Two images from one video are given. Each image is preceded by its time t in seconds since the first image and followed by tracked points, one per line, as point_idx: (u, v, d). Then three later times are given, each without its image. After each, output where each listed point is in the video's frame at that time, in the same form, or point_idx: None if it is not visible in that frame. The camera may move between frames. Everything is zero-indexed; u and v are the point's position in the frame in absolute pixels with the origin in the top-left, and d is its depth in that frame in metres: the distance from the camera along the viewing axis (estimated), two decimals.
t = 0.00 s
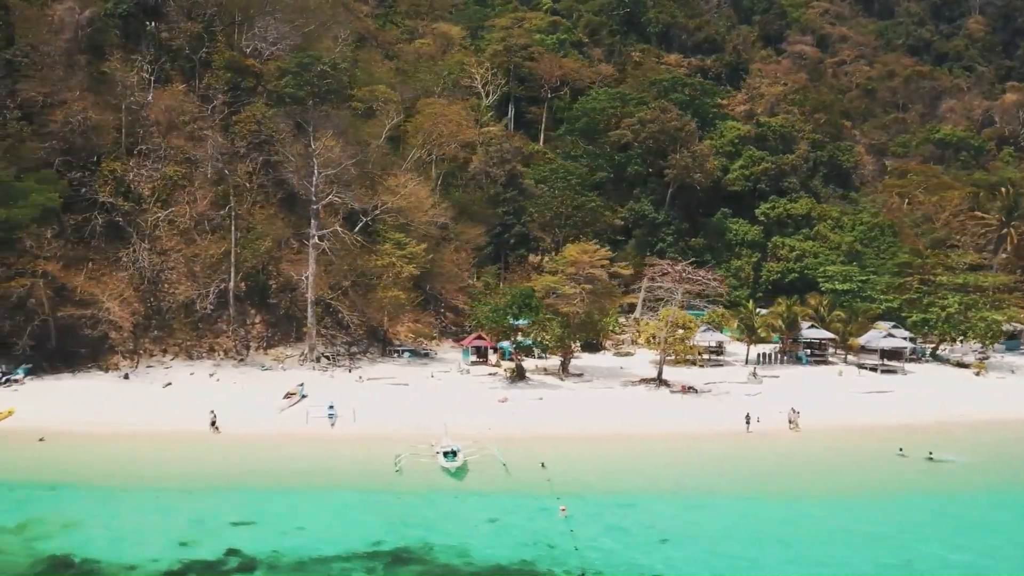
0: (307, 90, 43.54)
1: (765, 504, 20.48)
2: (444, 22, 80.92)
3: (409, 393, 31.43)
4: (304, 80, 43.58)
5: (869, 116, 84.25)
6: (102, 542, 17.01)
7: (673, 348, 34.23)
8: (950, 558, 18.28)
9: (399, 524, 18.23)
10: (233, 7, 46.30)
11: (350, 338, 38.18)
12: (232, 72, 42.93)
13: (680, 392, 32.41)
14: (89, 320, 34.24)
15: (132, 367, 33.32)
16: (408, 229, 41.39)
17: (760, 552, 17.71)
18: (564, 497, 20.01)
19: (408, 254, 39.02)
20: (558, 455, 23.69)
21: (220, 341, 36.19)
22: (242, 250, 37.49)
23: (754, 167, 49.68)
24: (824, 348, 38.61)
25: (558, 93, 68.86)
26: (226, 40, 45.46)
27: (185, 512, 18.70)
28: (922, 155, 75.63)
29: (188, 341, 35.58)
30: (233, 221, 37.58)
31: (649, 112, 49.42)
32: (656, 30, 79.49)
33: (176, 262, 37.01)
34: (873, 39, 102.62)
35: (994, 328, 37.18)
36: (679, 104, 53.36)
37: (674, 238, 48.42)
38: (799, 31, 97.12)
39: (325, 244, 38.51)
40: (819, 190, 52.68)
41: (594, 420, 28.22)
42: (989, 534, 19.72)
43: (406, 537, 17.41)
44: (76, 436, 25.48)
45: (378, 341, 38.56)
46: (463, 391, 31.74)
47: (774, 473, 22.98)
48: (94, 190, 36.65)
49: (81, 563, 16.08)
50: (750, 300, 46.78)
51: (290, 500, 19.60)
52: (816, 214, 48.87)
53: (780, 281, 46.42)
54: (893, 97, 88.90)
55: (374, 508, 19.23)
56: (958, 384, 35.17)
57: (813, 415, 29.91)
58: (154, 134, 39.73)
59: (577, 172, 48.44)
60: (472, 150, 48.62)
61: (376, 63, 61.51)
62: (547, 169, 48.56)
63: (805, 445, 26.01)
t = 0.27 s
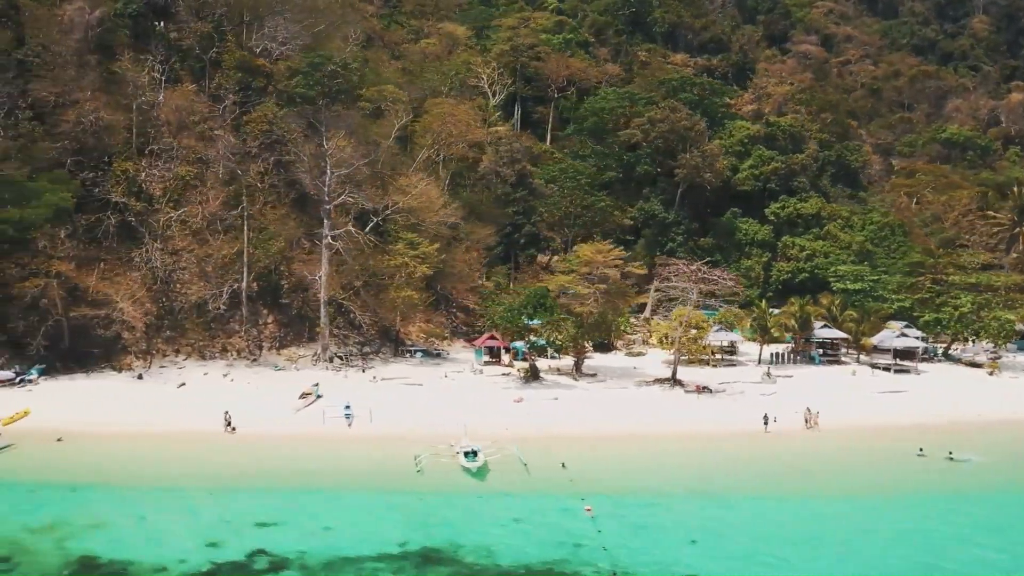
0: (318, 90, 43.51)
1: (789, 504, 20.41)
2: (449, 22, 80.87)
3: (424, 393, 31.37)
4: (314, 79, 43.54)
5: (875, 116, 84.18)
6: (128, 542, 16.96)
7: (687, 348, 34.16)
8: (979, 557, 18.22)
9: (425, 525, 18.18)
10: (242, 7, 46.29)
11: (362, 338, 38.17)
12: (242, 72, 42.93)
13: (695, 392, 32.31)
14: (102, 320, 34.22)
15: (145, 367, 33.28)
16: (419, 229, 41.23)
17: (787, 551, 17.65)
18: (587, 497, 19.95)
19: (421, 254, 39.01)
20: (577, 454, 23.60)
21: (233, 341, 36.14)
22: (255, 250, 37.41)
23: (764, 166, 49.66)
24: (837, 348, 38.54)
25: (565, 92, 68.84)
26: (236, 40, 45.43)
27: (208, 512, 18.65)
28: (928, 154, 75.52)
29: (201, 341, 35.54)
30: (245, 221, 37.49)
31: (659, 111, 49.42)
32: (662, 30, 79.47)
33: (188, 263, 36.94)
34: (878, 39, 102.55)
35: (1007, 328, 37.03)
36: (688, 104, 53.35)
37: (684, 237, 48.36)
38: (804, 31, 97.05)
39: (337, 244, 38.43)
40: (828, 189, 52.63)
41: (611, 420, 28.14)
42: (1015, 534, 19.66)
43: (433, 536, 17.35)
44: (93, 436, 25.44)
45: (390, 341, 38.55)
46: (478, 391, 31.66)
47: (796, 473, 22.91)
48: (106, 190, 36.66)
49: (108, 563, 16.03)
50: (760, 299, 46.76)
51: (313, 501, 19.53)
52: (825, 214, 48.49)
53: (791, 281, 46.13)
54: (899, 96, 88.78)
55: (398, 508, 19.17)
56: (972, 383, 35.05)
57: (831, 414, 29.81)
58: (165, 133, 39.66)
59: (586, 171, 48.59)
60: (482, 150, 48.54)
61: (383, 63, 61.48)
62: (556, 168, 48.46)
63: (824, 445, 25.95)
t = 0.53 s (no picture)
0: (328, 89, 43.41)
1: (812, 504, 20.38)
2: (455, 21, 80.70)
3: (438, 393, 31.34)
4: (325, 79, 43.45)
5: (881, 115, 84.11)
6: (153, 543, 16.92)
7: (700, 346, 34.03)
8: (1005, 556, 18.18)
9: (449, 525, 18.15)
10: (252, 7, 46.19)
11: (374, 338, 38.18)
12: (252, 72, 42.82)
13: (709, 392, 32.26)
14: (115, 320, 34.28)
15: (158, 367, 33.28)
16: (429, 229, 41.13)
17: (814, 552, 17.62)
18: (609, 497, 19.94)
19: (434, 254, 39.00)
20: (597, 454, 23.58)
21: (245, 342, 36.16)
22: (267, 250, 37.34)
23: (773, 166, 49.61)
24: (849, 348, 38.47)
25: (572, 92, 68.72)
26: (246, 39, 45.32)
27: (232, 512, 18.62)
28: (935, 154, 75.45)
29: (213, 341, 35.55)
30: (257, 222, 37.38)
31: (668, 111, 49.38)
32: (668, 29, 79.37)
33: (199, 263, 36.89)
34: (882, 38, 102.47)
35: (1021, 328, 36.75)
36: (697, 103, 53.27)
37: (693, 237, 48.30)
38: (809, 30, 96.92)
39: (349, 244, 38.40)
40: (838, 189, 52.61)
41: (627, 420, 28.11)
42: None
43: (458, 536, 17.34)
44: (109, 437, 25.37)
45: (402, 341, 38.58)
46: (492, 391, 31.61)
47: (816, 473, 22.88)
48: (118, 190, 36.72)
49: (135, 564, 15.99)
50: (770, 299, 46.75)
51: (336, 501, 19.52)
52: (835, 213, 48.42)
53: (801, 281, 46.01)
54: (904, 96, 88.68)
55: (421, 508, 19.15)
56: (986, 383, 34.97)
57: (847, 414, 29.77)
58: (176, 134, 39.61)
59: (595, 170, 48.09)
60: (491, 149, 48.46)
61: (390, 63, 61.34)
62: (565, 168, 48.35)
63: (842, 445, 25.93)
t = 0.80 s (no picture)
0: (336, 89, 43.37)
1: (830, 504, 20.38)
2: (459, 21, 80.60)
3: (450, 393, 31.32)
4: (333, 79, 43.41)
5: (885, 115, 84.09)
6: (175, 543, 16.92)
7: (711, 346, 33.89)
8: None
9: (470, 526, 18.13)
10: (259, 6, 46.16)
11: (384, 338, 38.24)
12: (260, 72, 42.79)
13: (721, 392, 32.21)
14: (124, 320, 34.22)
15: (168, 367, 33.37)
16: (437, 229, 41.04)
17: (835, 552, 17.61)
18: (628, 497, 19.95)
19: (444, 254, 39.02)
20: (612, 455, 23.59)
21: (255, 342, 36.26)
22: (277, 251, 37.21)
23: (781, 165, 49.54)
24: (859, 348, 38.39)
25: (577, 91, 68.66)
26: (253, 39, 45.29)
27: (251, 513, 18.61)
28: (939, 153, 75.41)
29: (223, 342, 35.65)
30: (267, 222, 37.45)
31: (676, 111, 49.42)
32: (672, 29, 79.30)
33: (208, 263, 36.81)
34: (886, 38, 102.45)
35: None
36: (704, 103, 53.25)
37: (701, 236, 48.23)
38: (812, 30, 96.89)
39: (358, 244, 38.38)
40: (844, 189, 52.71)
41: (640, 420, 28.05)
42: None
43: (480, 537, 17.35)
44: (123, 437, 25.33)
45: (412, 341, 38.72)
46: (504, 391, 31.57)
47: (833, 473, 22.88)
48: (127, 190, 36.67)
49: (158, 565, 16.00)
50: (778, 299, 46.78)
51: (355, 502, 19.51)
52: (841, 213, 48.97)
53: (808, 280, 46.69)
54: (908, 95, 88.66)
55: (440, 509, 19.14)
56: (998, 382, 34.92)
57: (860, 414, 29.74)
58: (184, 134, 39.56)
59: (603, 170, 47.56)
60: (498, 149, 48.42)
61: (395, 62, 61.26)
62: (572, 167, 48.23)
63: (857, 445, 25.93)
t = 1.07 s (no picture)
0: (344, 89, 43.34)
1: (849, 504, 20.36)
2: (463, 20, 80.50)
3: (461, 394, 31.29)
4: (341, 79, 43.39)
5: (889, 115, 84.07)
6: (194, 544, 16.89)
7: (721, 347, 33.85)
8: None
9: (489, 526, 18.10)
10: (266, 6, 46.11)
11: (393, 338, 38.22)
12: (268, 72, 42.74)
13: (732, 392, 32.16)
14: (134, 321, 34.41)
15: (178, 367, 33.35)
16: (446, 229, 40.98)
17: (856, 551, 17.60)
18: (646, 497, 19.92)
19: (454, 254, 38.99)
20: (628, 455, 23.57)
21: (264, 343, 36.30)
22: (285, 251, 37.01)
23: (788, 165, 49.55)
24: (869, 348, 38.35)
25: (582, 91, 68.58)
26: (261, 39, 45.26)
27: (269, 514, 18.58)
28: (944, 153, 75.37)
29: (232, 342, 35.64)
30: (277, 222, 37.40)
31: (684, 111, 49.42)
32: (676, 29, 79.25)
33: (217, 264, 36.93)
34: (889, 37, 102.42)
35: None
36: (711, 103, 53.23)
37: (709, 236, 48.19)
38: (815, 30, 96.84)
39: (367, 244, 38.34)
40: (851, 188, 52.70)
41: (653, 420, 28.01)
42: None
43: (501, 537, 17.33)
44: (135, 438, 25.27)
45: (421, 342, 38.73)
46: (516, 391, 31.54)
47: (849, 473, 22.86)
48: (136, 190, 36.60)
49: (181, 566, 15.98)
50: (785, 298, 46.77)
51: (374, 502, 19.49)
52: (849, 212, 49.07)
53: (816, 280, 46.74)
54: (912, 95, 88.61)
55: (459, 509, 19.13)
56: (1008, 382, 34.89)
57: (872, 414, 29.71)
58: (193, 134, 39.54)
59: (609, 170, 47.65)
60: (505, 149, 48.39)
61: (400, 62, 61.17)
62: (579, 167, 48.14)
63: (871, 445, 25.90)
